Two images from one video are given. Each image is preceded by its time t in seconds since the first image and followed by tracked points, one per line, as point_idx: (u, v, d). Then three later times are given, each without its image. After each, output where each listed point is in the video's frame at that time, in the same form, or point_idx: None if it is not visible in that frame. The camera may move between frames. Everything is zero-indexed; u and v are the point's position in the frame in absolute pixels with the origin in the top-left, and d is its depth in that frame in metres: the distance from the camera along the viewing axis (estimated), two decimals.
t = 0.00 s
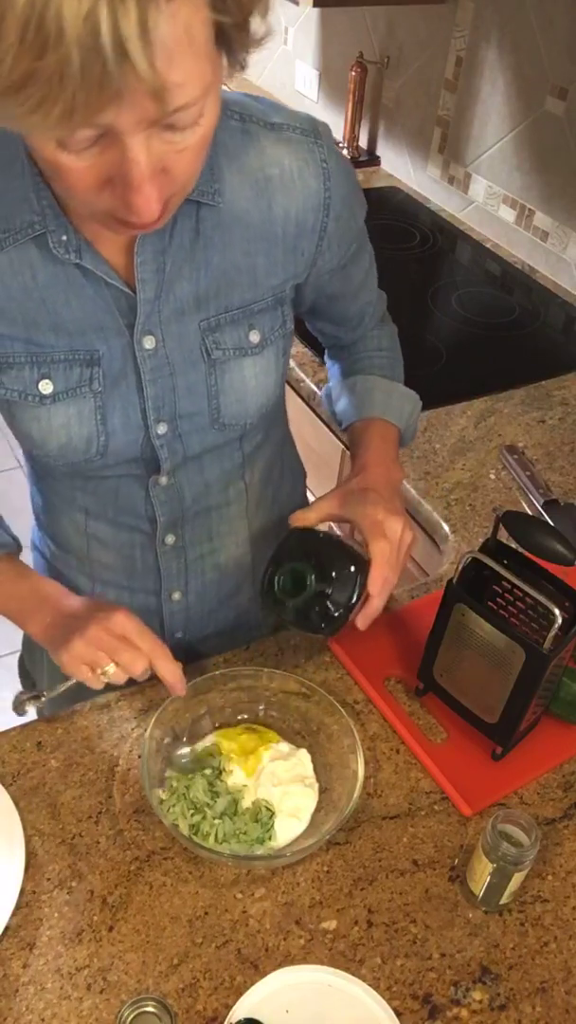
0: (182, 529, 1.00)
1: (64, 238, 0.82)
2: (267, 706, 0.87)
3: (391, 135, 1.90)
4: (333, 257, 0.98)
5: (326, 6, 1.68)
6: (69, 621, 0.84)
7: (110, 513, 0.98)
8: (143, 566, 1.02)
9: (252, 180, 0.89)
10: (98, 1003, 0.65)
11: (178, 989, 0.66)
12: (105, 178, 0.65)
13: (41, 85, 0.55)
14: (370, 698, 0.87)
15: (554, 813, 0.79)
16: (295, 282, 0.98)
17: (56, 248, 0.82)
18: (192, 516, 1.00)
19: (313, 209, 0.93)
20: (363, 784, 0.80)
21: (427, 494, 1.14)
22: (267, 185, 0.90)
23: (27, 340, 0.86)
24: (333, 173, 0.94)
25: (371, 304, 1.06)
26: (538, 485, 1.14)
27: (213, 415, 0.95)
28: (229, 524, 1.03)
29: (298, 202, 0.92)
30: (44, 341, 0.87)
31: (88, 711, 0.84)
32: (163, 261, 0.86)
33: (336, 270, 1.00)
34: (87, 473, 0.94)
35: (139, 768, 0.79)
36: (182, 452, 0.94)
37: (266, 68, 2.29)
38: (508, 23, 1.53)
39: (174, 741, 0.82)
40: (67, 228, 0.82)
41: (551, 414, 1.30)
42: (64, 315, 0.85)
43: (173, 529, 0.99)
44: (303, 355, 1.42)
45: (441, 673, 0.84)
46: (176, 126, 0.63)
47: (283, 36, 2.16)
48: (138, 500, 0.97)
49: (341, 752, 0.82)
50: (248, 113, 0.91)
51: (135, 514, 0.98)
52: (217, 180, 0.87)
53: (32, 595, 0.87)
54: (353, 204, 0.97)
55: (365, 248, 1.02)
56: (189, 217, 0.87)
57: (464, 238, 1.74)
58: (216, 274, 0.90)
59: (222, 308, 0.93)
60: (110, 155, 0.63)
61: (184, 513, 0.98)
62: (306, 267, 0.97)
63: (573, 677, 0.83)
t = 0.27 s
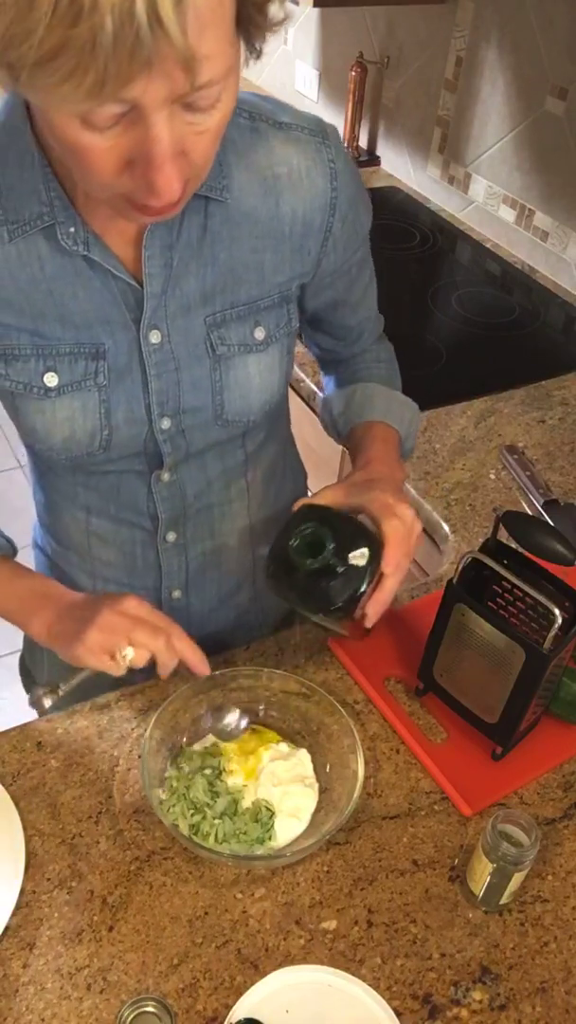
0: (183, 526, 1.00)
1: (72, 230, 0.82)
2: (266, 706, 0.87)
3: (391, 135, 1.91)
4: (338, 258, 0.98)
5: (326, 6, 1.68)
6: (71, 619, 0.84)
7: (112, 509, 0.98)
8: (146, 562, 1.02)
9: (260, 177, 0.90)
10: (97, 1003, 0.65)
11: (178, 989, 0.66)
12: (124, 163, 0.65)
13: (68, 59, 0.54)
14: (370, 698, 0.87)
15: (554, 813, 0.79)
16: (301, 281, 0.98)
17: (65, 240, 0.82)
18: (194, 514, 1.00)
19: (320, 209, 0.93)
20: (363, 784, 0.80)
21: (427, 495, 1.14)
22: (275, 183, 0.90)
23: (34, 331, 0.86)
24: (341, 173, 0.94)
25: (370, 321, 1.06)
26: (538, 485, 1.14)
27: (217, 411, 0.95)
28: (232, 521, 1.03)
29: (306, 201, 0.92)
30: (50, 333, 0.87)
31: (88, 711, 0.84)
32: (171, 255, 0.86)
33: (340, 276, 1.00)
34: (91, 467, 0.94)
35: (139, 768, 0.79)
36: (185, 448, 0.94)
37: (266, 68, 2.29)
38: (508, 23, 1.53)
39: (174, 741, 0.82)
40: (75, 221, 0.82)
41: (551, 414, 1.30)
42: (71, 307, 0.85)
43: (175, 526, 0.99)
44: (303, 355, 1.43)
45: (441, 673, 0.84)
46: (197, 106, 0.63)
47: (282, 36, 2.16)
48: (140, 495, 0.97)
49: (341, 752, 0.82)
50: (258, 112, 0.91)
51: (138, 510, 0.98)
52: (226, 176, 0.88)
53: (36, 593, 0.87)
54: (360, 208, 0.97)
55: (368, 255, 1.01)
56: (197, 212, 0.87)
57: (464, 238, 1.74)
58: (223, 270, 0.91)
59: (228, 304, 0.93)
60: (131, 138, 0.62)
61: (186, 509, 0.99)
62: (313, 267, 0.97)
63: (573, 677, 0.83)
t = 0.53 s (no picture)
0: (184, 524, 1.00)
1: (76, 224, 0.82)
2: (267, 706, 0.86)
3: (391, 135, 1.91)
4: (341, 267, 0.95)
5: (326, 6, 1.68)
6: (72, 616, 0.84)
7: (112, 507, 0.98)
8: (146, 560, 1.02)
9: (264, 178, 0.89)
10: (98, 1003, 0.65)
11: (178, 989, 0.66)
12: (134, 145, 0.65)
13: (83, 30, 0.54)
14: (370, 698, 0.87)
15: (554, 813, 0.79)
16: (307, 286, 0.96)
17: (68, 234, 0.82)
18: (194, 513, 1.00)
19: (325, 213, 0.92)
20: (363, 783, 0.80)
21: (427, 494, 1.14)
22: (280, 185, 0.90)
23: (36, 325, 0.87)
24: (348, 178, 0.93)
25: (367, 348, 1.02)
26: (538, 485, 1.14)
27: (218, 410, 0.94)
28: (233, 518, 1.03)
29: (310, 204, 0.91)
30: (51, 327, 0.87)
31: (88, 711, 0.84)
32: (174, 253, 0.86)
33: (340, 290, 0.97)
34: (90, 464, 0.94)
35: (139, 768, 0.79)
36: (184, 446, 0.94)
37: (266, 68, 2.29)
38: (508, 23, 1.53)
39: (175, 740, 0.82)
40: (79, 216, 0.82)
41: (551, 414, 1.30)
42: (73, 302, 0.85)
43: (174, 525, 0.99)
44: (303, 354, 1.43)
45: (441, 672, 0.84)
46: (208, 87, 0.63)
47: (282, 36, 2.16)
48: (140, 493, 0.97)
49: (341, 752, 0.82)
50: (266, 113, 0.91)
51: (137, 506, 0.98)
52: (231, 175, 0.88)
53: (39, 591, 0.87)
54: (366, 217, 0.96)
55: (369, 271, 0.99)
56: (202, 210, 0.87)
57: (464, 238, 1.74)
58: (226, 270, 0.90)
59: (231, 305, 0.92)
60: (141, 117, 0.62)
61: (186, 508, 0.99)
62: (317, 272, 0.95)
63: (573, 677, 0.83)
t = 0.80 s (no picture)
0: (176, 529, 1.00)
1: (77, 225, 0.82)
2: (266, 706, 0.86)
3: (391, 135, 1.91)
4: (344, 284, 0.93)
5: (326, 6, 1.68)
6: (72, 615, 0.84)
7: (106, 506, 0.98)
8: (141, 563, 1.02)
9: (269, 190, 0.88)
10: (98, 1003, 0.65)
11: (178, 989, 0.66)
12: (131, 141, 0.65)
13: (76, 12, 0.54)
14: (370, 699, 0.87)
15: (554, 813, 0.79)
16: (313, 301, 0.94)
17: (69, 235, 0.83)
18: (187, 519, 0.99)
19: (330, 228, 0.90)
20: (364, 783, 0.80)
21: (427, 494, 1.14)
22: (285, 198, 0.89)
23: (33, 325, 0.87)
24: (357, 195, 0.91)
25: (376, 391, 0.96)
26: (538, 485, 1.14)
27: (213, 419, 0.94)
28: (227, 526, 1.02)
29: (315, 218, 0.89)
30: (47, 328, 0.87)
31: (88, 711, 0.84)
32: (173, 260, 0.86)
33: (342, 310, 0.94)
34: (84, 463, 0.95)
35: (139, 768, 0.79)
36: (178, 453, 0.94)
37: (266, 68, 2.29)
38: (508, 23, 1.53)
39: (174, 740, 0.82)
40: (81, 216, 0.82)
41: (551, 414, 1.30)
42: (72, 303, 0.86)
43: (167, 527, 0.99)
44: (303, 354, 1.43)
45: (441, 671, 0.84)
46: (208, 81, 0.63)
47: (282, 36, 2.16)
48: (132, 495, 0.97)
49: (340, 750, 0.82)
50: (276, 124, 0.90)
51: (129, 507, 0.98)
52: (235, 184, 0.87)
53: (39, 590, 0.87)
54: (375, 238, 0.93)
55: (377, 299, 0.94)
56: (205, 218, 0.86)
57: (464, 238, 1.74)
58: (227, 279, 0.89)
59: (230, 314, 0.91)
60: (138, 111, 0.62)
61: (179, 511, 0.98)
62: (321, 287, 0.93)
63: (573, 677, 0.83)
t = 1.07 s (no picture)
0: (163, 533, 1.00)
1: (70, 230, 0.82)
2: (267, 706, 0.87)
3: (391, 136, 1.91)
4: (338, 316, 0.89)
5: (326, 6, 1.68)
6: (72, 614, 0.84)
7: (91, 508, 0.99)
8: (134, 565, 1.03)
9: (266, 213, 0.86)
10: (98, 1003, 0.65)
11: (178, 989, 0.66)
12: (131, 143, 0.64)
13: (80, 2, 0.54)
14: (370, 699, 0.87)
15: (554, 813, 0.79)
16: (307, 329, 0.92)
17: (61, 239, 0.82)
18: (175, 522, 0.99)
19: (325, 255, 0.87)
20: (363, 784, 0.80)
21: (427, 495, 1.14)
22: (281, 222, 0.87)
23: (22, 327, 0.87)
24: (356, 225, 0.87)
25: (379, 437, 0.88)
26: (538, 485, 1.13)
27: (198, 434, 0.94)
28: (215, 535, 1.02)
29: (310, 245, 0.87)
30: (35, 332, 0.87)
31: (88, 711, 0.84)
32: (165, 275, 0.85)
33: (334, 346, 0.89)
34: (71, 466, 0.96)
35: (139, 768, 0.79)
36: (161, 463, 0.94)
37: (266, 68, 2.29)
38: (508, 23, 1.53)
39: (174, 740, 0.82)
40: (74, 222, 0.82)
41: (551, 414, 1.30)
42: (62, 309, 0.86)
43: (154, 532, 0.99)
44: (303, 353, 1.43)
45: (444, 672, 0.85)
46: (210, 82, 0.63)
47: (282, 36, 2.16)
48: (118, 500, 0.97)
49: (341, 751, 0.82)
50: (281, 147, 0.87)
51: (115, 508, 0.98)
52: (232, 204, 0.85)
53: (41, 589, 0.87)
54: (377, 268, 0.88)
55: (378, 331, 0.87)
56: (198, 234, 0.85)
57: (464, 238, 1.74)
58: (217, 298, 0.88)
59: (220, 333, 0.90)
60: (140, 111, 0.62)
61: (166, 516, 0.98)
62: (314, 315, 0.90)
63: (573, 677, 0.83)
